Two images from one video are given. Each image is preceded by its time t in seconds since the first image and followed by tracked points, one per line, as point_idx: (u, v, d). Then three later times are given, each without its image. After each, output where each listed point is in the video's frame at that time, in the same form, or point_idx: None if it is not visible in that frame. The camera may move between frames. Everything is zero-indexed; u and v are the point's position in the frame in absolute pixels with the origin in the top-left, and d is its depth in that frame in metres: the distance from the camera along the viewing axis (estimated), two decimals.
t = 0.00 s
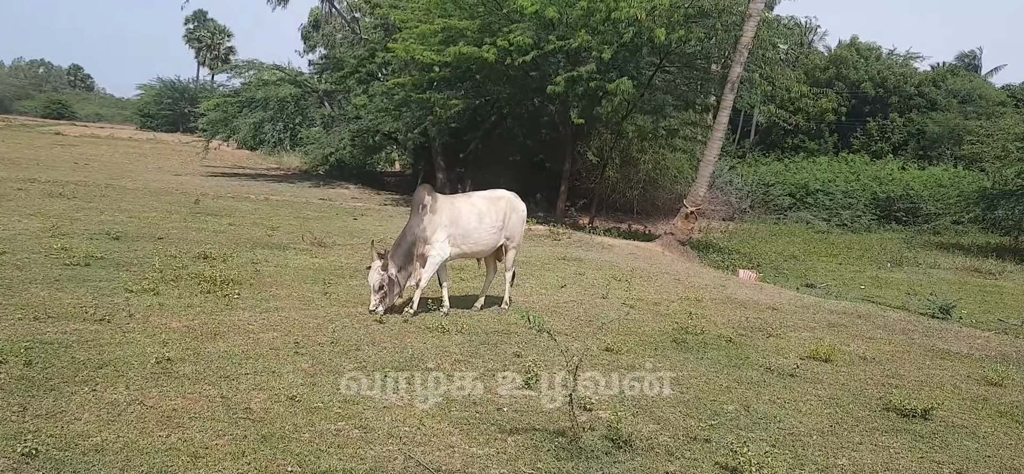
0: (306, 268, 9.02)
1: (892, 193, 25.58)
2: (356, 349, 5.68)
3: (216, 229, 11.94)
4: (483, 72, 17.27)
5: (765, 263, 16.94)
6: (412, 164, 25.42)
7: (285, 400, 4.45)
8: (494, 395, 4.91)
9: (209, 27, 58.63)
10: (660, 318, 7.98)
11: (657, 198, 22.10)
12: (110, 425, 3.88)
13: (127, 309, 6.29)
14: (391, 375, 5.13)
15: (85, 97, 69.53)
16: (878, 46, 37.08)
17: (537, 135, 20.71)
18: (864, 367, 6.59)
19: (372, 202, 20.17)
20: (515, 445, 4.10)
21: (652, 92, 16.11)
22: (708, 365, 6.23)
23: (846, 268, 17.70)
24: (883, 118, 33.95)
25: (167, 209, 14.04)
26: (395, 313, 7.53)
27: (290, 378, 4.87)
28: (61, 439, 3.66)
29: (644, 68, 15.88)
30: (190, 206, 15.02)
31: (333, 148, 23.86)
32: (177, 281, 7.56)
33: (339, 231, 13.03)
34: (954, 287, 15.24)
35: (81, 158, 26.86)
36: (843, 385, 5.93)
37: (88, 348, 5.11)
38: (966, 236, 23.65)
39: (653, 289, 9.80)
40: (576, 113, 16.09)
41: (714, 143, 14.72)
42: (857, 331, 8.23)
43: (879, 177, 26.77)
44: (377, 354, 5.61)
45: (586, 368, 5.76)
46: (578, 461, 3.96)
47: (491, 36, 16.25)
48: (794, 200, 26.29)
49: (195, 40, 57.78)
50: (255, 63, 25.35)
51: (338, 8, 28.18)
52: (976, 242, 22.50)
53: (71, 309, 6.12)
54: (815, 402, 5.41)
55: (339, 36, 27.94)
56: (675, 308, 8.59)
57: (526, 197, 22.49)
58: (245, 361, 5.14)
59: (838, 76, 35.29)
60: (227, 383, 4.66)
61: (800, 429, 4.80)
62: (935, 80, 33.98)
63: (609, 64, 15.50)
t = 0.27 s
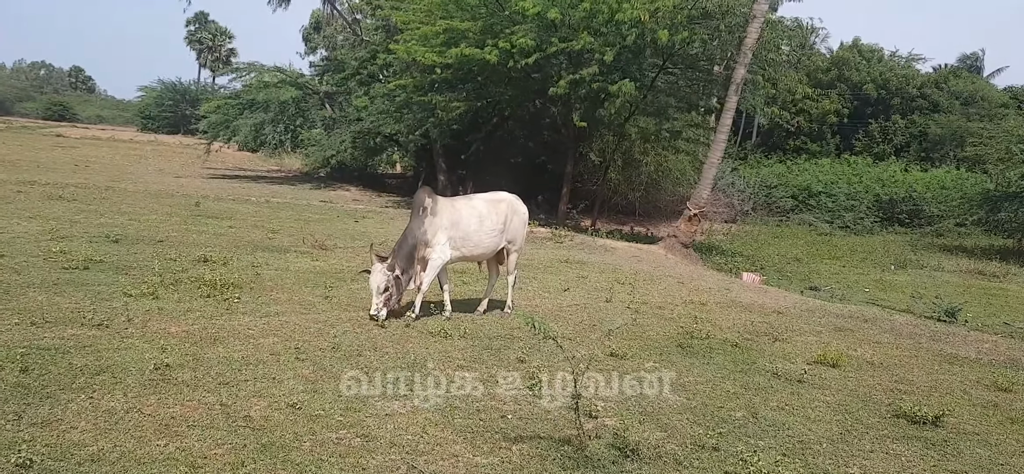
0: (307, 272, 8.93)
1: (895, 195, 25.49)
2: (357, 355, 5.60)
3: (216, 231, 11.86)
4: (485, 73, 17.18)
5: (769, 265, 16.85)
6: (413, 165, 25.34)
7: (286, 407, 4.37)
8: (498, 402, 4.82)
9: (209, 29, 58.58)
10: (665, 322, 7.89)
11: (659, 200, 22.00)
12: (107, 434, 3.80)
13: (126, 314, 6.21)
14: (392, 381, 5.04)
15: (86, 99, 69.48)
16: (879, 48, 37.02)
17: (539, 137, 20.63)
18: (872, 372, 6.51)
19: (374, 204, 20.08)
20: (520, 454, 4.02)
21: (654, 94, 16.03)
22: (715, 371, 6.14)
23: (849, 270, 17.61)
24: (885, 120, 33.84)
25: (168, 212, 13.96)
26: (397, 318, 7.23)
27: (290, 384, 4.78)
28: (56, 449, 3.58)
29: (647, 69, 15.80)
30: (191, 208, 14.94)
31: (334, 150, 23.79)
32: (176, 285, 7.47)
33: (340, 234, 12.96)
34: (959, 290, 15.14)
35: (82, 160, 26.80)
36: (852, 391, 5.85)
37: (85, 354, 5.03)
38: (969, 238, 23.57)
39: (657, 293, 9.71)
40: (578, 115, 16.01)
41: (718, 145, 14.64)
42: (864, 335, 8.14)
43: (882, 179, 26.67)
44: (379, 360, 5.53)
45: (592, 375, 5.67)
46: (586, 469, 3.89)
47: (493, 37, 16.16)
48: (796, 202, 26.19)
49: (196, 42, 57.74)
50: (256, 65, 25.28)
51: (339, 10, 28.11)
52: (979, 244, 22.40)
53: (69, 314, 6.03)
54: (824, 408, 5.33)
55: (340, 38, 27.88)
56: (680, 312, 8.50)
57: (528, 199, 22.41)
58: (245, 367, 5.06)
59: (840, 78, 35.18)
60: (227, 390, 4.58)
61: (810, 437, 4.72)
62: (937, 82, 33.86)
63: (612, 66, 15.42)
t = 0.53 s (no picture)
0: (310, 275, 8.89)
1: (897, 197, 25.44)
2: (362, 359, 5.56)
3: (218, 234, 11.82)
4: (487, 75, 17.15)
5: (771, 267, 16.81)
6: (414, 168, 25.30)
7: (290, 412, 4.33)
8: (504, 407, 4.78)
9: (211, 32, 58.59)
10: (670, 325, 7.85)
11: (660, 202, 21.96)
12: (110, 440, 3.76)
13: (128, 317, 6.17)
14: (398, 385, 5.00)
15: (87, 101, 69.47)
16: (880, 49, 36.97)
17: (540, 139, 20.60)
18: (879, 375, 6.47)
19: (375, 206, 20.04)
20: (527, 459, 3.99)
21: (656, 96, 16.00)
22: (721, 374, 6.10)
23: (852, 272, 17.56)
24: (886, 121, 33.78)
25: (169, 214, 13.93)
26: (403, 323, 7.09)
27: (294, 389, 4.74)
28: (59, 455, 3.55)
29: (649, 71, 15.78)
30: (192, 211, 14.91)
31: (335, 152, 23.77)
32: (179, 288, 7.44)
33: (343, 236, 12.92)
34: (963, 292, 15.09)
35: (84, 162, 26.78)
36: (859, 395, 5.80)
37: (87, 358, 4.99)
38: (971, 241, 23.52)
39: (661, 295, 9.66)
40: (580, 117, 15.98)
41: (721, 147, 14.60)
42: (870, 338, 8.09)
43: (884, 180, 26.63)
44: (384, 364, 5.49)
45: (598, 379, 5.62)
46: None
47: (495, 40, 16.13)
48: (798, 204, 26.12)
49: (197, 45, 57.76)
50: (257, 67, 25.26)
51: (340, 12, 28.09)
52: (982, 246, 22.35)
53: (71, 318, 5.99)
54: (832, 413, 5.29)
55: (341, 40, 27.84)
56: (684, 315, 8.45)
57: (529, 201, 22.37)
58: (249, 371, 5.02)
59: (841, 79, 35.13)
60: (230, 395, 4.53)
61: (819, 442, 4.68)
62: (938, 84, 33.81)
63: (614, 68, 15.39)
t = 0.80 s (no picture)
0: (315, 278, 8.84)
1: (899, 199, 25.38)
2: (371, 363, 5.50)
3: (222, 237, 11.77)
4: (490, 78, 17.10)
5: (776, 269, 16.73)
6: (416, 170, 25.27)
7: (299, 419, 4.27)
8: (515, 412, 4.72)
9: (211, 35, 58.60)
10: (679, 329, 7.78)
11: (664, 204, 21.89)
12: (119, 447, 3.70)
13: (134, 322, 6.11)
14: (406, 391, 4.94)
15: (88, 104, 69.47)
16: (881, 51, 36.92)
17: (543, 141, 20.56)
18: (891, 379, 6.40)
19: (378, 209, 19.98)
20: (541, 467, 3.93)
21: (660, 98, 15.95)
22: (732, 378, 6.03)
23: (857, 274, 17.48)
24: (888, 123, 33.69)
25: (172, 217, 13.88)
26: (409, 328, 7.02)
27: (302, 394, 4.68)
28: (66, 464, 3.49)
29: (652, 73, 15.73)
30: (195, 214, 14.86)
31: (337, 155, 23.73)
32: (184, 292, 7.38)
33: (346, 240, 12.86)
34: (968, 294, 15.01)
35: (85, 165, 26.75)
36: (873, 399, 5.73)
37: (93, 364, 4.93)
38: (974, 243, 23.45)
39: (668, 298, 9.59)
40: (585, 120, 15.92)
41: (725, 149, 14.54)
42: (880, 342, 8.02)
43: (886, 182, 26.55)
44: (393, 369, 5.42)
45: (609, 383, 5.56)
46: None
47: (498, 42, 16.08)
48: (800, 206, 26.03)
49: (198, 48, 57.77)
50: (259, 69, 25.22)
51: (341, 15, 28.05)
52: (986, 248, 22.28)
53: (76, 322, 5.93)
54: (846, 418, 5.22)
55: (343, 43, 27.79)
56: (692, 318, 8.38)
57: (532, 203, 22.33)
58: (257, 376, 4.96)
59: (842, 81, 35.08)
60: (238, 401, 4.48)
61: (835, 448, 4.62)
62: (939, 86, 33.73)
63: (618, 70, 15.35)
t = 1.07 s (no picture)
0: (324, 283, 8.78)
1: (903, 201, 25.33)
2: (386, 370, 5.44)
3: (228, 242, 11.71)
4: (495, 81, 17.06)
5: (783, 273, 16.67)
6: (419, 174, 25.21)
7: (317, 427, 4.21)
8: (534, 419, 4.66)
9: (212, 39, 58.56)
10: (692, 333, 7.72)
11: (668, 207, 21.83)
12: (137, 457, 3.64)
13: (144, 328, 6.05)
14: (424, 398, 4.87)
15: (88, 109, 69.45)
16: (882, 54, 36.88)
17: (547, 144, 20.51)
18: (908, 384, 6.34)
19: (381, 213, 19.92)
20: None
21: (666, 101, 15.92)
22: (750, 383, 5.97)
23: (863, 277, 17.41)
24: (889, 125, 33.63)
25: (177, 222, 13.83)
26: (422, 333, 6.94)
27: (319, 402, 4.62)
28: None
29: (658, 76, 15.70)
30: (199, 218, 14.81)
31: (340, 159, 23.68)
32: (193, 298, 7.31)
33: (352, 244, 12.79)
34: (976, 297, 14.95)
35: (88, 169, 26.69)
36: (893, 404, 5.67)
37: (105, 371, 4.87)
38: (979, 245, 23.38)
39: (678, 303, 9.53)
40: (591, 123, 15.87)
41: (732, 153, 14.49)
42: (893, 345, 7.96)
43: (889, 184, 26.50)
44: (409, 375, 5.35)
45: (626, 389, 5.49)
46: None
47: (503, 45, 16.04)
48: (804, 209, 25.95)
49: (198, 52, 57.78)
50: (262, 73, 25.18)
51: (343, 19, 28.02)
52: (991, 250, 22.22)
53: (86, 329, 5.87)
54: (868, 424, 5.17)
55: (345, 47, 27.75)
56: (704, 323, 8.33)
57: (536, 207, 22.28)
58: (271, 383, 4.90)
59: (843, 84, 35.04)
60: (255, 408, 4.41)
61: (859, 454, 4.56)
62: (941, 88, 33.69)
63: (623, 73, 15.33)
